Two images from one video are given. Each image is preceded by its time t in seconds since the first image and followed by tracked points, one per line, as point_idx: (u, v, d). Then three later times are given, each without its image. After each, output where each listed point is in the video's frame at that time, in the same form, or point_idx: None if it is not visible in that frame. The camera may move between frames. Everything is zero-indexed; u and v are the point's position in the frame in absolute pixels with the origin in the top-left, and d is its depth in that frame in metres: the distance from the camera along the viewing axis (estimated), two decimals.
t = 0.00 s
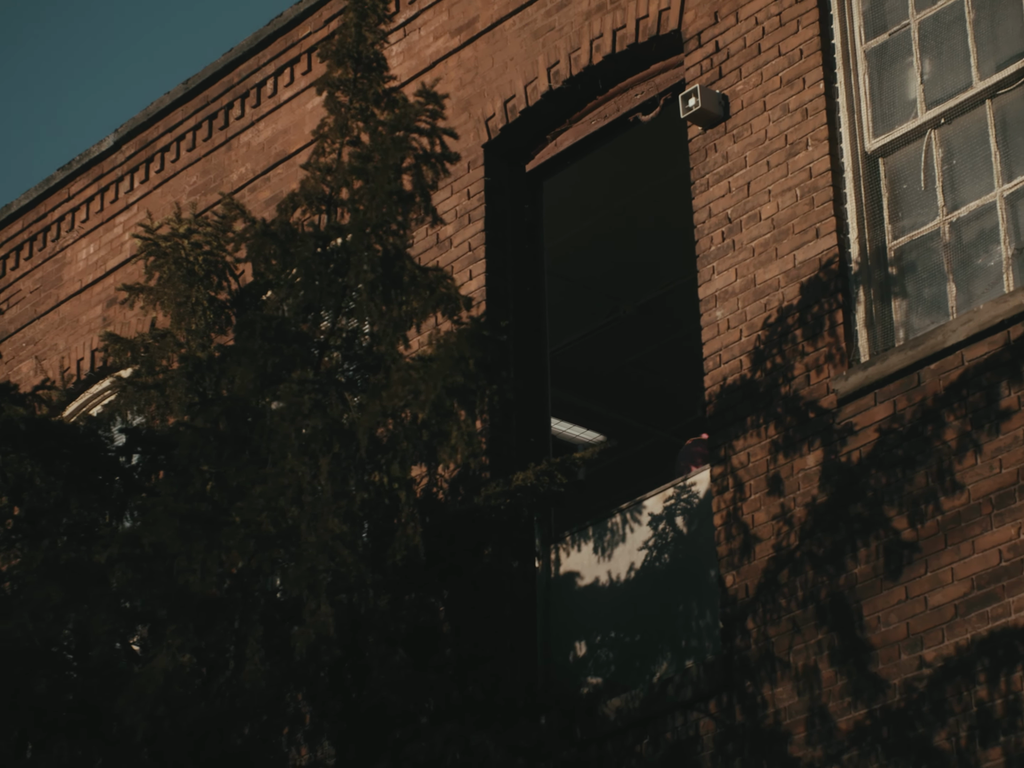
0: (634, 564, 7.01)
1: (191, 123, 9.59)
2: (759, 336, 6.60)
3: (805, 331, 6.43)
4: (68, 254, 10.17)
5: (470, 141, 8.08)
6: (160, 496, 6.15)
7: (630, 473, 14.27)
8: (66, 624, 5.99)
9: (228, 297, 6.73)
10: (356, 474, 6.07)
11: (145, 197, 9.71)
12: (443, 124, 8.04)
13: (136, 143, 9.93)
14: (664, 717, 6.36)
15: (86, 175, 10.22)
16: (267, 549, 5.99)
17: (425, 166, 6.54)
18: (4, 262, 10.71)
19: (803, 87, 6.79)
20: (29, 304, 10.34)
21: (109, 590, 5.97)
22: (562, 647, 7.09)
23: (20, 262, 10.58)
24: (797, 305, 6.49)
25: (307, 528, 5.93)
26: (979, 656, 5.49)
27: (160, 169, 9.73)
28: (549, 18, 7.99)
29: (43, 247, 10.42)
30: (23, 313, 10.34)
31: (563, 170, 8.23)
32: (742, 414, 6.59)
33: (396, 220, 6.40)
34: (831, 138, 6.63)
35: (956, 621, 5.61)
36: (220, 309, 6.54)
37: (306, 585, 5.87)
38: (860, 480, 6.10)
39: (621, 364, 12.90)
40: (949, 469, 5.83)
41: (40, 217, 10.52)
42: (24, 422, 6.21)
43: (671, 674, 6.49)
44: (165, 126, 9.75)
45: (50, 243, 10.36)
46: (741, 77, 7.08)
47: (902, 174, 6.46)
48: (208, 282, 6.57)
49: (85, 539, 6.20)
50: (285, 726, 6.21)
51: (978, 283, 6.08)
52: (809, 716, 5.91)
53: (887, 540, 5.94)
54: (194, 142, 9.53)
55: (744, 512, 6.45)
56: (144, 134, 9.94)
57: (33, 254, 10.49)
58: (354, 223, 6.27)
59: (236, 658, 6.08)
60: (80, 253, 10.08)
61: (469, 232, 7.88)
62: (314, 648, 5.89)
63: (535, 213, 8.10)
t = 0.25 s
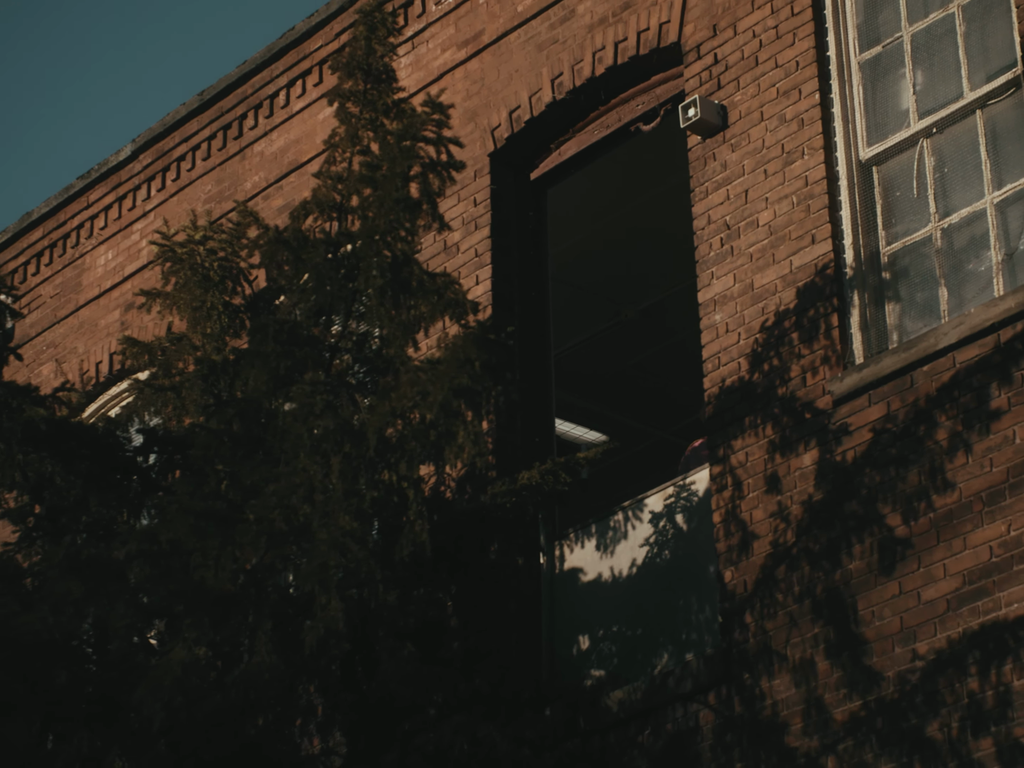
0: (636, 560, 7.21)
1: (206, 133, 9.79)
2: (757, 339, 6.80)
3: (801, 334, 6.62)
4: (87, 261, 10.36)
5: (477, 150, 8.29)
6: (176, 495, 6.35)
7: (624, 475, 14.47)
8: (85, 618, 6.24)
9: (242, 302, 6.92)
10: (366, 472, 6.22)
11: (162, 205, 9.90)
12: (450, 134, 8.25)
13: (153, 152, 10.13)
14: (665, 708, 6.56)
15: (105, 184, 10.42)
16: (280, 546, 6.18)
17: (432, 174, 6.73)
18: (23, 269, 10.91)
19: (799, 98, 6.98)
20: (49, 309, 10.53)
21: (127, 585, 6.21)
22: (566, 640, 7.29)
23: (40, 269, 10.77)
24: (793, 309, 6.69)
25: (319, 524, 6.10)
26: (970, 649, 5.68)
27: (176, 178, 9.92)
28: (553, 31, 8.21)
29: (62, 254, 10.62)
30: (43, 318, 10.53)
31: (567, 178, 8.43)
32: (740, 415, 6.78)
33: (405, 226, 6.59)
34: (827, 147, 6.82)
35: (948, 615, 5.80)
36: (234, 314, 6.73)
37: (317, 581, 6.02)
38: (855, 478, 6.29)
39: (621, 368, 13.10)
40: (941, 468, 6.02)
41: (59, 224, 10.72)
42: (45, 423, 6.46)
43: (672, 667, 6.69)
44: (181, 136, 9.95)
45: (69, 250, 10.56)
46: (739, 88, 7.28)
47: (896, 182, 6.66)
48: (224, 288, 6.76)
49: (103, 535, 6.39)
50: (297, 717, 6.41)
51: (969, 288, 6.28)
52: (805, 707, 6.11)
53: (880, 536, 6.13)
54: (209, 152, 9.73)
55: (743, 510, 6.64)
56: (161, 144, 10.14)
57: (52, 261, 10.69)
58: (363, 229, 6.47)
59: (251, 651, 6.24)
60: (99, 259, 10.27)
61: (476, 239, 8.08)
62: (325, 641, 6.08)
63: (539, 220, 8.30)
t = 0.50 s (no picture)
0: (638, 556, 7.44)
1: (221, 142, 9.99)
2: (755, 341, 7.00)
3: (798, 336, 6.83)
4: (106, 267, 10.56)
5: (484, 159, 8.50)
6: (192, 492, 6.55)
7: (624, 474, 14.55)
8: (104, 612, 6.42)
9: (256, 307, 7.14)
10: (376, 470, 6.43)
11: (179, 212, 10.11)
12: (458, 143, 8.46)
13: (170, 161, 10.32)
14: (666, 699, 6.77)
15: (123, 191, 10.62)
16: (293, 542, 6.38)
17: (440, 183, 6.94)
18: (43, 274, 11.11)
19: (796, 108, 7.19)
20: (69, 313, 10.73)
21: (145, 579, 6.42)
22: (569, 633, 7.51)
23: (60, 274, 10.97)
24: (790, 312, 6.89)
25: (331, 520, 6.28)
26: (961, 641, 5.89)
27: (192, 186, 10.13)
28: (557, 43, 8.43)
29: (82, 260, 10.82)
30: (64, 322, 10.73)
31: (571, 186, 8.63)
32: (738, 415, 6.99)
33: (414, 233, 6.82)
34: (822, 155, 7.03)
35: (940, 608, 6.01)
36: (249, 318, 6.95)
37: (329, 575, 6.24)
38: (850, 476, 6.50)
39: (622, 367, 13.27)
40: (933, 466, 6.23)
41: (78, 230, 10.91)
42: (65, 425, 6.69)
43: (673, 659, 6.91)
44: (197, 145, 10.15)
45: (89, 256, 10.76)
46: (737, 98, 7.49)
47: (889, 189, 6.87)
48: (238, 292, 6.97)
49: (123, 532, 6.60)
50: (310, 708, 6.59)
51: (960, 292, 6.49)
52: (802, 698, 6.32)
53: (875, 532, 6.34)
54: (224, 161, 9.93)
55: (741, 506, 6.85)
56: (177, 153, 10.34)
57: (72, 266, 10.89)
58: (374, 236, 6.69)
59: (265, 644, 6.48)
60: (117, 265, 10.47)
61: (482, 245, 8.29)
62: (337, 634, 6.29)
63: (544, 226, 8.52)
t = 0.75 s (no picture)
0: (639, 551, 7.66)
1: (234, 150, 10.17)
2: (753, 343, 7.20)
3: (794, 338, 7.03)
4: (123, 271, 10.76)
5: (489, 166, 8.71)
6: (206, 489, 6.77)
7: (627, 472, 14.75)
8: (121, 605, 6.67)
9: (269, 310, 7.35)
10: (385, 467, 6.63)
11: (194, 218, 10.30)
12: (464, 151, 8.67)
13: (186, 169, 10.50)
14: (667, 690, 7.00)
15: (140, 197, 10.81)
16: (303, 537, 6.58)
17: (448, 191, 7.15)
18: (62, 278, 11.31)
19: (792, 116, 7.40)
20: (86, 316, 10.93)
21: (160, 574, 6.62)
22: (573, 626, 7.74)
23: (78, 279, 11.17)
24: (786, 314, 7.09)
25: (340, 516, 6.52)
26: (953, 633, 6.09)
27: (206, 193, 10.31)
28: (560, 54, 8.64)
29: (98, 265, 11.02)
30: (83, 324, 10.92)
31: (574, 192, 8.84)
32: (736, 415, 7.19)
33: (422, 238, 7.03)
34: (818, 162, 7.24)
35: (933, 602, 6.21)
36: (262, 321, 7.16)
37: (338, 570, 6.45)
38: (845, 473, 6.70)
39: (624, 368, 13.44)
40: (926, 464, 6.43)
41: (96, 236, 11.11)
42: (83, 424, 6.83)
43: (672, 652, 7.13)
44: (211, 153, 10.34)
45: (105, 261, 10.96)
46: (735, 107, 7.69)
47: (883, 195, 7.08)
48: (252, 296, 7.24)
49: (139, 528, 6.83)
50: (320, 699, 6.75)
51: (951, 295, 6.69)
52: (798, 689, 6.51)
53: (869, 528, 6.54)
54: (237, 168, 10.11)
55: (739, 503, 7.05)
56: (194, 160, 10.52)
57: (90, 271, 11.08)
58: (384, 242, 6.91)
59: (278, 637, 6.61)
60: (134, 270, 10.67)
61: (488, 250, 8.50)
62: (348, 627, 6.48)
63: (547, 231, 8.72)
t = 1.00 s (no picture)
0: (639, 546, 7.90)
1: (247, 158, 10.39)
2: (749, 344, 7.43)
3: (789, 339, 7.26)
4: (140, 275, 10.99)
5: (494, 173, 8.95)
6: (221, 486, 6.96)
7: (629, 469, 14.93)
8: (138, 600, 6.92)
9: (281, 313, 7.58)
10: (393, 465, 6.85)
11: (208, 224, 10.52)
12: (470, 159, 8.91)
13: (200, 176, 10.71)
14: (667, 680, 7.24)
15: (156, 203, 11.03)
16: (314, 532, 6.80)
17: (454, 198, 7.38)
18: (80, 282, 11.53)
19: (787, 125, 7.63)
20: (104, 319, 11.16)
21: (176, 569, 6.86)
22: (576, 618, 7.99)
23: (96, 283, 11.40)
24: (782, 317, 7.32)
25: (350, 511, 6.69)
26: (943, 625, 6.31)
27: (221, 199, 10.53)
28: (563, 65, 8.88)
29: (116, 270, 11.26)
30: (101, 327, 11.15)
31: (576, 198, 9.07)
32: (733, 414, 7.42)
33: (430, 244, 7.28)
34: (812, 169, 7.48)
35: (923, 595, 6.43)
36: (274, 323, 7.39)
37: (349, 564, 6.68)
38: (839, 470, 6.93)
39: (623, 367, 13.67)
40: (917, 461, 6.66)
41: (113, 241, 11.34)
42: (102, 423, 7.02)
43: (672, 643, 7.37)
44: (225, 161, 10.55)
45: (122, 266, 11.19)
46: (732, 116, 7.92)
47: (875, 201, 7.31)
48: (265, 298, 7.43)
49: (155, 523, 7.10)
50: (332, 689, 7.00)
51: (941, 298, 6.92)
52: (794, 679, 6.74)
53: (862, 524, 6.77)
54: (250, 176, 10.33)
55: (736, 499, 7.28)
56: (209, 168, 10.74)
57: (109, 275, 11.31)
58: (393, 247, 7.16)
59: (290, 629, 6.89)
60: (150, 275, 10.90)
61: (493, 254, 8.74)
62: (358, 619, 6.72)
63: (551, 237, 8.94)
